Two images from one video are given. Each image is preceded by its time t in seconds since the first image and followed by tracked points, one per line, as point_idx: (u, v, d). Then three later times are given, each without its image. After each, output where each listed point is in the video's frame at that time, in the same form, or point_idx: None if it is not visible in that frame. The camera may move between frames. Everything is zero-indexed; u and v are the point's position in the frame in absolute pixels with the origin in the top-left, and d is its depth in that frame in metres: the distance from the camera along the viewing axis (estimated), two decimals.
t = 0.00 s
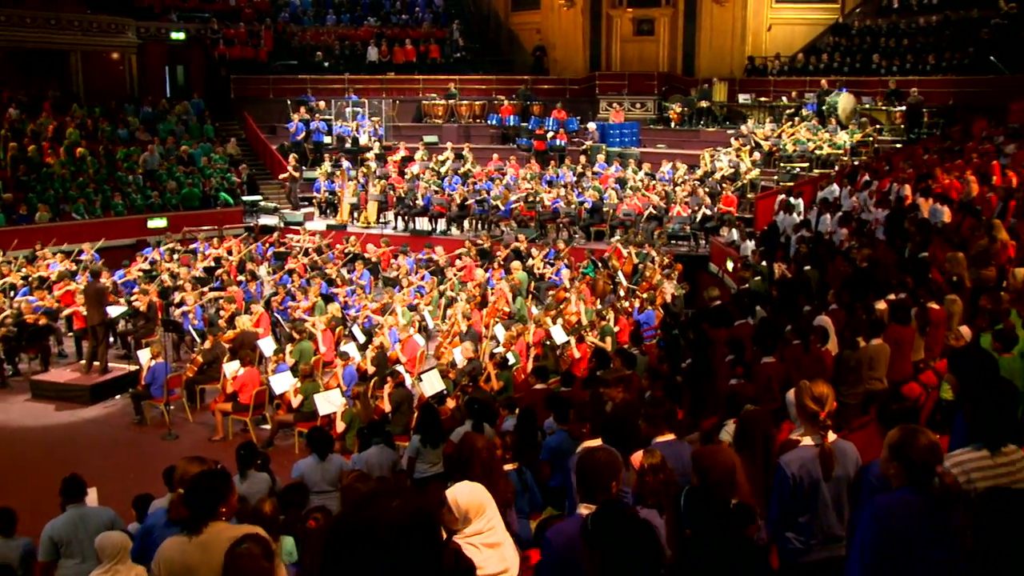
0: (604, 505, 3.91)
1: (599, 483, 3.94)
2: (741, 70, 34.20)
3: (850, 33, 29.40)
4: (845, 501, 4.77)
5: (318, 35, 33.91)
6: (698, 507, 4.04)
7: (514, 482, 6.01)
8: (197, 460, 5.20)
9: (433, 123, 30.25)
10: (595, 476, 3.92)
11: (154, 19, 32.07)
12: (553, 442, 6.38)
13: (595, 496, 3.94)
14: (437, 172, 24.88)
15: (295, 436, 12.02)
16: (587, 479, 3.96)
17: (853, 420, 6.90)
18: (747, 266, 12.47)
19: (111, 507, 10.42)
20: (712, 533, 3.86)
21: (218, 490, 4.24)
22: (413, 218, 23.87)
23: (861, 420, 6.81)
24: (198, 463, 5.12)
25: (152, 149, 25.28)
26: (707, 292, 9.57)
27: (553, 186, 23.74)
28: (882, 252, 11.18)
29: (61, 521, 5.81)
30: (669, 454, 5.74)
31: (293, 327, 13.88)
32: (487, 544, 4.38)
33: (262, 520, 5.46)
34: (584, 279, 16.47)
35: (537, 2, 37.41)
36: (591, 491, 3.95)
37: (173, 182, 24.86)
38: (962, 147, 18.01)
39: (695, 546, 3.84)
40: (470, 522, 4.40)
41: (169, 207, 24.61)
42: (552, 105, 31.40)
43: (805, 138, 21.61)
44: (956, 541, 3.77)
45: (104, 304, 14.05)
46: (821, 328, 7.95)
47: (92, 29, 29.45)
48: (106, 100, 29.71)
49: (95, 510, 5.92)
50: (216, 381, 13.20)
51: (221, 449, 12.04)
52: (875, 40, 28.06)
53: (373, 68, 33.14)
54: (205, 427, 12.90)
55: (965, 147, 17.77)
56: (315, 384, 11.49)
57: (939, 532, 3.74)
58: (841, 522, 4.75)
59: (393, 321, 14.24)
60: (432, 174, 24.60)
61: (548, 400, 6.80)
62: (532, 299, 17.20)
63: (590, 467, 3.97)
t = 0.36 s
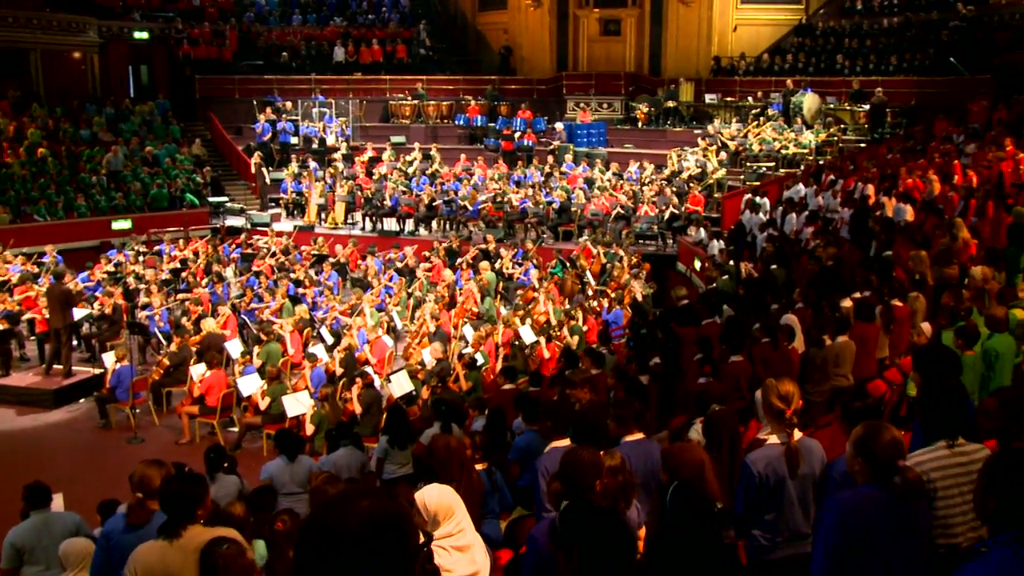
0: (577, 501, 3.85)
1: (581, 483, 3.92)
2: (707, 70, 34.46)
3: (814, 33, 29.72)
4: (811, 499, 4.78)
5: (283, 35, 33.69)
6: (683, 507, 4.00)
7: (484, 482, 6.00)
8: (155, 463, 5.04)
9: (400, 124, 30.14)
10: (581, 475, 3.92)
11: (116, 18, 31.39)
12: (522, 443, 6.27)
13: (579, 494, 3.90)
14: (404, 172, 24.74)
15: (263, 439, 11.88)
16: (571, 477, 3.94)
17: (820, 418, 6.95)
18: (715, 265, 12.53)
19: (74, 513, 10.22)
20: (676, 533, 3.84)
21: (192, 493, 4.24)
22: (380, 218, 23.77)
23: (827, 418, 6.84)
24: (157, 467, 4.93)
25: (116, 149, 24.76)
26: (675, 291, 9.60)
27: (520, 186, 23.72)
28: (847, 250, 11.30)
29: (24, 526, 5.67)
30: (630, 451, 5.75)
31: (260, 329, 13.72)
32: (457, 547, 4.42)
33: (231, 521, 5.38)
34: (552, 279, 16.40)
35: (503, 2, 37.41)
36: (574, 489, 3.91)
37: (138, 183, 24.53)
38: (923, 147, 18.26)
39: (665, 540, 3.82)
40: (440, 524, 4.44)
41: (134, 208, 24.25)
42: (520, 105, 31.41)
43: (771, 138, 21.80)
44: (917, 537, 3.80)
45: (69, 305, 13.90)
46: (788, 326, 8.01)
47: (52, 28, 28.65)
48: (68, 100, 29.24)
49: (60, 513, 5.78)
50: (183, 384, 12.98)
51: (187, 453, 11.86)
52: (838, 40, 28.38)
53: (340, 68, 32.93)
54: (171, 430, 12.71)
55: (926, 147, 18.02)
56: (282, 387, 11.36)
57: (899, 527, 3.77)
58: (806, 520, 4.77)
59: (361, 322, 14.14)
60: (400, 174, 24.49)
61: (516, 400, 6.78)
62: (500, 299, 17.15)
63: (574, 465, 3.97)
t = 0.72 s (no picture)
0: (535, 507, 3.90)
1: (548, 484, 3.88)
2: (677, 70, 34.67)
3: (783, 34, 29.97)
4: (781, 496, 4.80)
5: (252, 36, 33.32)
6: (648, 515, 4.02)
7: (456, 484, 5.94)
8: (111, 467, 4.90)
9: (371, 125, 30.00)
10: (548, 476, 3.86)
11: (82, 18, 30.86)
12: (496, 443, 6.33)
13: (545, 497, 3.88)
14: (375, 173, 24.61)
15: (233, 441, 11.75)
16: (538, 477, 3.88)
17: (789, 417, 6.99)
18: (686, 265, 12.58)
19: (41, 518, 10.03)
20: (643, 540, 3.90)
21: (168, 496, 4.35)
22: (351, 220, 23.63)
23: (796, 417, 6.88)
24: (113, 470, 4.82)
25: (82, 150, 24.16)
26: (646, 291, 9.61)
27: (491, 186, 23.67)
28: (817, 250, 11.38)
29: None
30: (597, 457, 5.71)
31: (230, 331, 13.57)
32: (448, 538, 4.86)
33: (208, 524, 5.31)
34: (524, 278, 16.34)
35: (473, 3, 37.33)
36: (542, 492, 3.88)
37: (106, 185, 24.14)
38: (890, 146, 18.46)
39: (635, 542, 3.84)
40: (431, 516, 4.86)
41: (102, 210, 23.88)
42: (491, 106, 31.37)
43: (740, 138, 21.94)
44: (884, 533, 3.83)
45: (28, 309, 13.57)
46: (759, 325, 8.04)
47: (13, 27, 28.55)
48: (31, 101, 28.87)
49: (16, 520, 5.53)
50: (152, 387, 12.78)
51: (158, 457, 11.70)
52: (807, 41, 28.62)
53: (310, 69, 32.70)
54: (141, 434, 12.53)
55: (893, 146, 18.25)
56: (253, 389, 11.22)
57: (868, 522, 3.80)
58: (777, 517, 4.79)
59: (332, 323, 14.04)
60: (371, 175, 24.38)
61: (488, 400, 6.75)
62: (472, 300, 17.10)
63: (541, 466, 3.90)
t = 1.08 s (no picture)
0: (480, 512, 4.04)
1: (502, 485, 4.09)
2: (643, 70, 34.85)
3: (747, 35, 30.20)
4: (749, 494, 4.82)
5: (217, 35, 32.92)
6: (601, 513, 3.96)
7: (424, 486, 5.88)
8: (74, 471, 4.85)
9: (337, 125, 29.80)
10: (496, 477, 4.04)
11: (41, 16, 30.77)
12: (463, 444, 6.28)
13: (496, 498, 4.09)
14: (342, 174, 24.43)
15: (199, 444, 11.58)
16: (487, 480, 4.10)
17: (757, 415, 7.03)
18: (654, 264, 12.63)
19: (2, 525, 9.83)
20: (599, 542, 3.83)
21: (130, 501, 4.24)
22: (318, 220, 23.46)
23: (764, 415, 6.91)
24: (75, 474, 4.81)
25: (43, 151, 23.78)
26: (614, 291, 9.62)
27: (459, 186, 23.62)
28: (782, 248, 11.47)
29: None
30: (572, 460, 5.64)
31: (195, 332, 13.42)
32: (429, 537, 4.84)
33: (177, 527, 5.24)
34: (492, 278, 16.30)
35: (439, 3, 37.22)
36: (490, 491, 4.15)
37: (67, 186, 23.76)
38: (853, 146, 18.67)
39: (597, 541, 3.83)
40: (411, 515, 4.84)
41: (64, 211, 23.48)
42: (458, 106, 31.29)
43: (706, 138, 22.08)
44: (851, 528, 3.83)
45: None
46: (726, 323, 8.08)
47: None
48: None
49: None
50: (116, 390, 12.61)
51: (122, 460, 11.51)
52: (772, 41, 28.87)
53: (275, 69, 32.41)
54: (105, 438, 12.31)
55: (856, 146, 18.48)
56: (220, 392, 11.07)
57: (833, 521, 3.80)
58: (746, 515, 4.80)
59: (299, 324, 13.94)
60: (338, 175, 24.20)
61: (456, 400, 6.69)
62: (440, 300, 17.03)
63: (492, 467, 4.08)
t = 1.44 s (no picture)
0: (437, 516, 4.01)
1: (461, 488, 4.37)
2: (610, 70, 35.00)
3: (713, 35, 30.38)
4: (719, 492, 4.83)
5: (181, 34, 32.45)
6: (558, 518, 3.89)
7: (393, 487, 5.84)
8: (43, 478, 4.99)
9: (304, 125, 29.55)
10: (456, 478, 4.36)
11: None
12: (432, 446, 6.21)
13: (460, 499, 4.37)
14: (309, 174, 24.22)
15: (166, 447, 11.39)
16: (447, 480, 4.38)
17: (725, 413, 7.05)
18: (622, 264, 12.65)
19: None
20: (557, 543, 3.78)
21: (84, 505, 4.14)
22: (284, 221, 23.23)
23: (731, 413, 6.95)
24: (44, 481, 4.94)
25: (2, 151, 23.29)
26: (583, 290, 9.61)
27: (426, 186, 23.53)
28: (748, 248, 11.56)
29: None
30: (543, 460, 5.60)
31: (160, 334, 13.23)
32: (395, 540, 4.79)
33: (143, 534, 5.15)
34: (460, 279, 16.23)
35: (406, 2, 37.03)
36: (450, 493, 4.35)
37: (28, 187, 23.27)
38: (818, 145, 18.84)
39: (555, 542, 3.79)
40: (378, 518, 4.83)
41: (25, 212, 22.99)
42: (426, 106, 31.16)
43: (673, 138, 22.19)
44: (817, 525, 3.82)
45: None
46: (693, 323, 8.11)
47: None
48: None
49: None
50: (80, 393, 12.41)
51: (85, 465, 11.29)
52: (737, 42, 29.07)
53: (240, 69, 32.03)
54: (68, 442, 12.07)
55: (821, 145, 18.68)
56: (187, 393, 10.91)
57: (801, 517, 3.80)
58: (715, 513, 4.81)
59: (267, 325, 13.83)
60: (304, 176, 23.96)
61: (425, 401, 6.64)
62: (408, 300, 16.94)
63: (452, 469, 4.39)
